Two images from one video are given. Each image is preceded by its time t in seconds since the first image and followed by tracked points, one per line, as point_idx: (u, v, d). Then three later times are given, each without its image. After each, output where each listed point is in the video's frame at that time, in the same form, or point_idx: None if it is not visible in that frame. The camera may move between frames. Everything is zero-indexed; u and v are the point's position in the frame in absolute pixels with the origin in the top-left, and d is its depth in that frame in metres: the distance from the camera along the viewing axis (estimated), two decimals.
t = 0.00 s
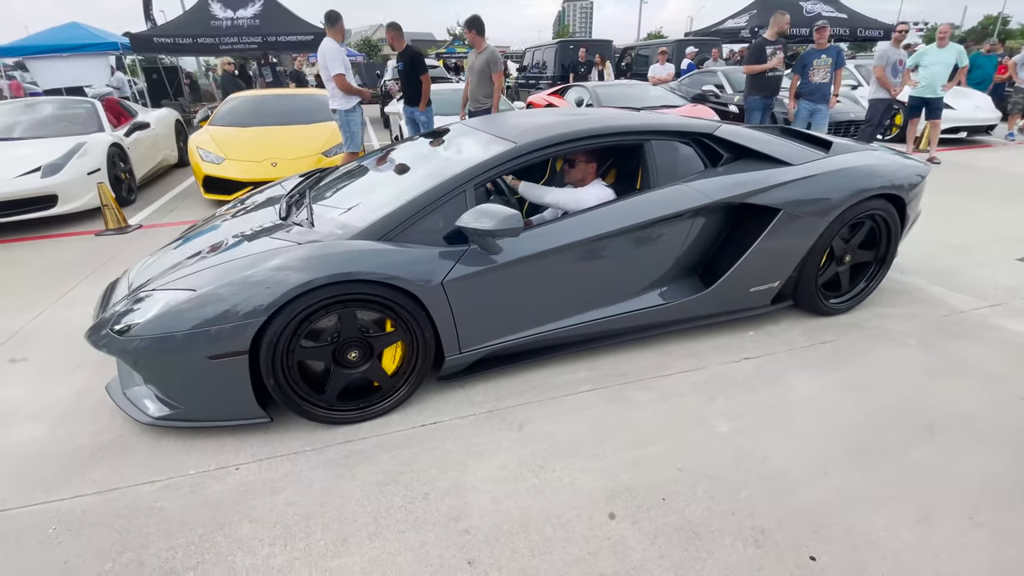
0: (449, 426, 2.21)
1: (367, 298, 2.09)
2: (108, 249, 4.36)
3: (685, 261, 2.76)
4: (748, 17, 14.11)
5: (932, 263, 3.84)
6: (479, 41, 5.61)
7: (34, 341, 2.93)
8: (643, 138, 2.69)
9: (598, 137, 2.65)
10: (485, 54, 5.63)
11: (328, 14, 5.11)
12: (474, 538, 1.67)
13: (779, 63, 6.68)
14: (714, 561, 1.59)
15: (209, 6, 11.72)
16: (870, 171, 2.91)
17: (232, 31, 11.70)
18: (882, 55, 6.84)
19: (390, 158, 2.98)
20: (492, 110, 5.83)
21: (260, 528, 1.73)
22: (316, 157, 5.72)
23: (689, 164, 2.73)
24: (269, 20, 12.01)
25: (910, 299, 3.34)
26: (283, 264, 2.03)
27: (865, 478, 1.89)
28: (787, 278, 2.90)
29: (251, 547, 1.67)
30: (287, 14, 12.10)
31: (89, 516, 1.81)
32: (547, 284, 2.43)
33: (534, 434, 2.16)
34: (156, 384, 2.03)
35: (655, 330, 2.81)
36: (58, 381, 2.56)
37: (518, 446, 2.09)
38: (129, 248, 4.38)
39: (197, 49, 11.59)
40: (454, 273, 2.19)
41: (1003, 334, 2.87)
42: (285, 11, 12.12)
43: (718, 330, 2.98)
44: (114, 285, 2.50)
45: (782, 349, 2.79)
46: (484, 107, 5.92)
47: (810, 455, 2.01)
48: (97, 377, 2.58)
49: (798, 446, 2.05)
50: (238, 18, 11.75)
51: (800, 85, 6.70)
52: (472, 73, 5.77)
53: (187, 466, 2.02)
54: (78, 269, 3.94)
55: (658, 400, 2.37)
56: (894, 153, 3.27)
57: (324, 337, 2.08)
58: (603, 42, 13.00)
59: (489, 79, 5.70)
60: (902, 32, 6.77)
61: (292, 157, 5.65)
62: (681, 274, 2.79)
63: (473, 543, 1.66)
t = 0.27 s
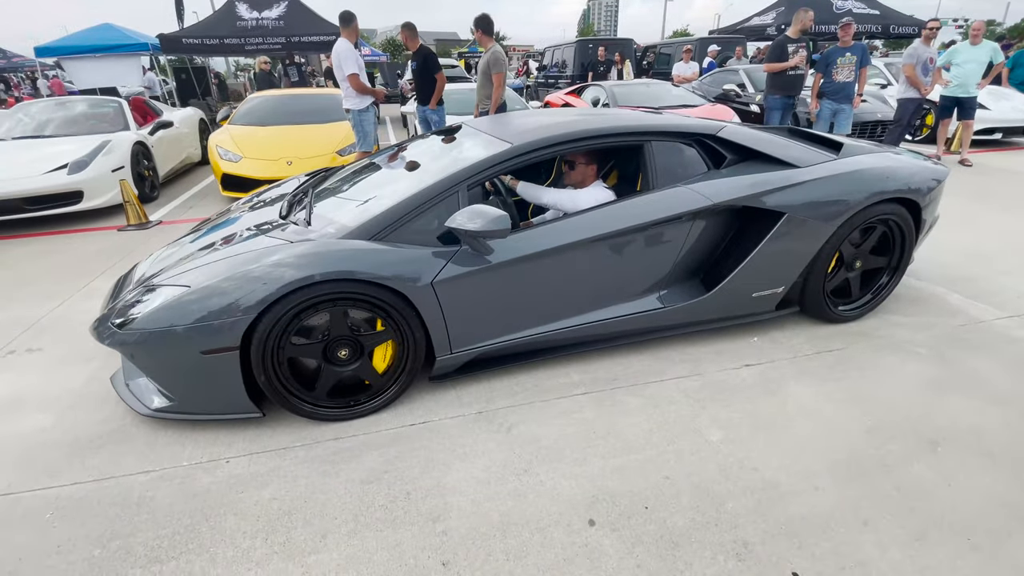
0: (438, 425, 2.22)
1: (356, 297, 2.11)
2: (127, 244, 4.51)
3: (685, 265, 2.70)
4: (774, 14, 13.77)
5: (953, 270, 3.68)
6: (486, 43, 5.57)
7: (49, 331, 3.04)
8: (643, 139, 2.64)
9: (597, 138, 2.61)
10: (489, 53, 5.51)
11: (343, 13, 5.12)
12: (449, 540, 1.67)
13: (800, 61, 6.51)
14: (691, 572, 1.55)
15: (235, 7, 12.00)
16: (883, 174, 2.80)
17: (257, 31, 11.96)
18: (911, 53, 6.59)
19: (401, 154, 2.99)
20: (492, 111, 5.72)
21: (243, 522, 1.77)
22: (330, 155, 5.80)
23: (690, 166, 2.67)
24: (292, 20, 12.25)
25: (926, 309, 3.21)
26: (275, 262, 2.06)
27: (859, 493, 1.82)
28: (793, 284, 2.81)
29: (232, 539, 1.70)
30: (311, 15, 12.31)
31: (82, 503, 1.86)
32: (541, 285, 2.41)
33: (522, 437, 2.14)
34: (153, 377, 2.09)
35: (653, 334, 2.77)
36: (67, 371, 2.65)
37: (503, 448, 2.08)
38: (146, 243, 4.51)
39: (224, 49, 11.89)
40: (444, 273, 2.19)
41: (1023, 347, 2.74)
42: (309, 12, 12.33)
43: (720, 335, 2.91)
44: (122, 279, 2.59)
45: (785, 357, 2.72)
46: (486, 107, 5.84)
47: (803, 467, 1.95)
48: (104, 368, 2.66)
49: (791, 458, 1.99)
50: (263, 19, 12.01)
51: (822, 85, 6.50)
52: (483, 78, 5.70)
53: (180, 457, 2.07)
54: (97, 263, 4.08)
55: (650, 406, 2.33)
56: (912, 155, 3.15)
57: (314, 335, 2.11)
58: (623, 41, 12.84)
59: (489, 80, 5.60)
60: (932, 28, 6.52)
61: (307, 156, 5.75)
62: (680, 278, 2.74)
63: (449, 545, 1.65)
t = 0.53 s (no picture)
0: (423, 427, 2.22)
1: (343, 297, 2.13)
2: (145, 240, 4.66)
3: (682, 269, 2.65)
4: (803, 11, 13.38)
5: (974, 279, 3.52)
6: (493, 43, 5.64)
7: (63, 323, 3.16)
8: (641, 141, 2.60)
9: (594, 139, 2.58)
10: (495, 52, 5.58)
11: (358, 15, 5.18)
12: (422, 543, 1.67)
13: (823, 59, 6.30)
14: None
15: (262, 9, 12.28)
16: (895, 178, 2.68)
17: (282, 33, 12.22)
18: (943, 50, 6.32)
19: (411, 153, 2.99)
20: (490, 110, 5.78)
21: (224, 516, 1.80)
22: (344, 155, 5.88)
23: (689, 168, 2.61)
24: (316, 21, 12.48)
25: (942, 319, 3.07)
26: (265, 261, 2.09)
27: (848, 511, 1.75)
28: (796, 291, 2.73)
29: (213, 533, 1.74)
30: (334, 16, 12.51)
31: (75, 491, 1.93)
32: (531, 288, 2.39)
33: (505, 441, 2.13)
34: (147, 370, 2.14)
35: (649, 339, 2.72)
36: (76, 362, 2.75)
37: (486, 452, 2.07)
38: (163, 239, 4.65)
39: (250, 50, 12.19)
40: (432, 275, 2.19)
41: None
42: (333, 13, 12.54)
43: (719, 342, 2.84)
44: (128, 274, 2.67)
45: (786, 366, 2.63)
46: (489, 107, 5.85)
47: (792, 482, 1.88)
48: (110, 361, 2.75)
49: (780, 472, 1.93)
50: (289, 21, 12.27)
51: (847, 84, 6.29)
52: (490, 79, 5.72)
53: (172, 450, 2.12)
54: (116, 258, 4.23)
55: (640, 413, 2.29)
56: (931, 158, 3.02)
57: (302, 333, 2.14)
58: (645, 40, 12.67)
59: (490, 80, 5.65)
60: (967, 24, 6.22)
61: (321, 156, 5.84)
62: (678, 283, 2.68)
63: (421, 547, 1.66)
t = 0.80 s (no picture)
0: (409, 425, 2.25)
1: (332, 297, 2.17)
2: (164, 236, 4.82)
3: (677, 273, 2.61)
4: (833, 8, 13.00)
5: (994, 288, 3.37)
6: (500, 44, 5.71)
7: (80, 315, 3.30)
8: (636, 143, 2.56)
9: (588, 141, 2.56)
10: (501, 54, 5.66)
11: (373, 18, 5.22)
12: (396, 539, 1.71)
13: (846, 57, 6.10)
14: None
15: (288, 11, 12.56)
16: (902, 183, 2.60)
17: (307, 34, 12.48)
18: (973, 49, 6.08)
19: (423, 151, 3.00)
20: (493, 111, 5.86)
21: (209, 507, 1.87)
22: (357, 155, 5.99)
23: (685, 171, 2.57)
24: (340, 23, 12.70)
25: (952, 330, 2.96)
26: (256, 260, 2.15)
27: (828, 524, 1.71)
28: (796, 297, 2.66)
29: (197, 522, 1.80)
30: (357, 17, 12.71)
31: (74, 477, 2.02)
32: (522, 290, 2.39)
33: (488, 442, 2.15)
34: (146, 363, 2.23)
35: (643, 343, 2.69)
36: (87, 353, 2.87)
37: (468, 452, 2.10)
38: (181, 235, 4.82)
39: (275, 51, 12.48)
40: (419, 275, 2.21)
41: None
42: (356, 14, 12.74)
43: (715, 348, 2.80)
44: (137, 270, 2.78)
45: (782, 374, 2.58)
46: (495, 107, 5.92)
47: (772, 492, 1.85)
48: (119, 353, 2.87)
49: (762, 482, 1.90)
50: (313, 23, 12.52)
51: (870, 83, 6.10)
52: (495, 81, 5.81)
53: (167, 441, 2.20)
54: (135, 253, 4.40)
55: (625, 418, 2.27)
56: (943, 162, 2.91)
57: (294, 330, 2.19)
58: (667, 39, 12.50)
59: (491, 83, 5.74)
60: (998, 23, 5.98)
61: (335, 155, 5.95)
62: (673, 287, 2.65)
63: (393, 544, 1.69)
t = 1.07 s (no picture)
0: (395, 418, 2.33)
1: (323, 291, 2.25)
2: (183, 232, 5.03)
3: (666, 274, 2.62)
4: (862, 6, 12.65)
5: (1005, 295, 3.27)
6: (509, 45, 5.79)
7: (99, 306, 3.49)
8: (627, 145, 2.58)
9: (578, 143, 2.58)
10: (510, 56, 5.74)
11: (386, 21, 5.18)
12: (371, 524, 1.78)
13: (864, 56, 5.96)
14: None
15: (312, 14, 12.86)
16: (899, 186, 2.56)
17: (330, 36, 12.77)
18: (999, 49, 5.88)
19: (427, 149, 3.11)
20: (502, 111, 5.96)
21: (201, 488, 1.98)
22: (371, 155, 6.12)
23: (675, 173, 2.58)
24: (362, 25, 12.95)
25: (955, 337, 2.90)
26: (252, 256, 2.26)
27: (797, 525, 1.72)
28: (788, 300, 2.65)
29: (188, 502, 1.91)
30: (379, 19, 12.94)
31: (81, 456, 2.16)
32: (509, 288, 2.44)
33: (470, 436, 2.20)
34: (151, 351, 2.36)
35: (631, 343, 2.71)
36: (103, 342, 3.04)
37: (449, 444, 2.16)
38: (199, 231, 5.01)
39: (299, 52, 12.80)
40: (407, 272, 2.28)
41: None
42: (378, 16, 12.97)
43: (706, 350, 2.80)
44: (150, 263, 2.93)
45: (770, 377, 2.57)
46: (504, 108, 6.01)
47: (744, 493, 1.86)
48: (131, 342, 3.02)
49: (735, 483, 1.91)
50: (337, 25, 12.80)
51: (890, 83, 5.94)
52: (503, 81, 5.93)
53: (168, 426, 2.33)
54: (155, 248, 4.60)
55: (607, 416, 2.31)
56: (945, 165, 2.86)
57: (288, 323, 2.29)
58: (687, 38, 12.37)
59: (500, 84, 5.86)
60: None
61: (349, 155, 6.10)
62: (663, 288, 2.66)
63: (368, 529, 1.76)
